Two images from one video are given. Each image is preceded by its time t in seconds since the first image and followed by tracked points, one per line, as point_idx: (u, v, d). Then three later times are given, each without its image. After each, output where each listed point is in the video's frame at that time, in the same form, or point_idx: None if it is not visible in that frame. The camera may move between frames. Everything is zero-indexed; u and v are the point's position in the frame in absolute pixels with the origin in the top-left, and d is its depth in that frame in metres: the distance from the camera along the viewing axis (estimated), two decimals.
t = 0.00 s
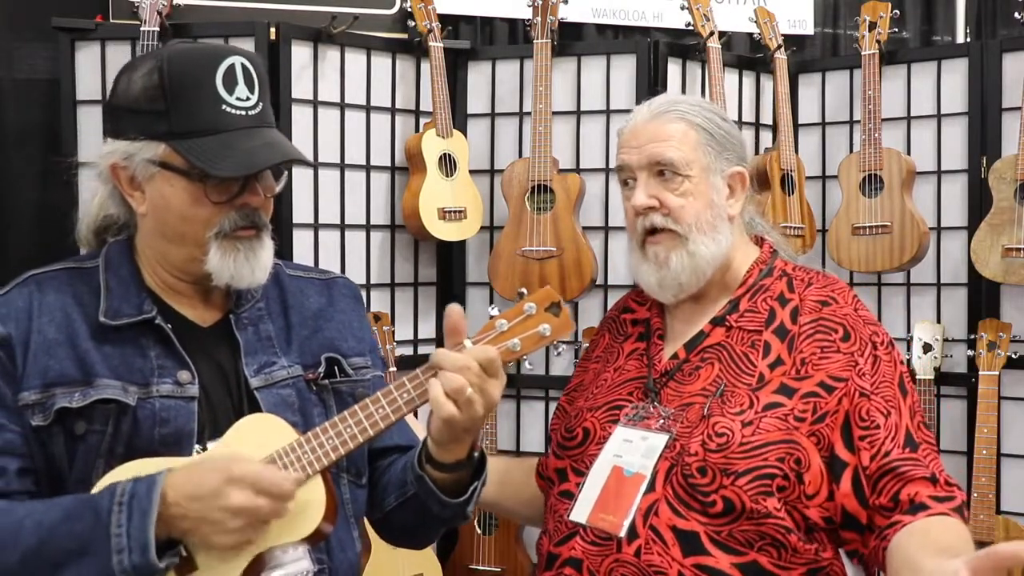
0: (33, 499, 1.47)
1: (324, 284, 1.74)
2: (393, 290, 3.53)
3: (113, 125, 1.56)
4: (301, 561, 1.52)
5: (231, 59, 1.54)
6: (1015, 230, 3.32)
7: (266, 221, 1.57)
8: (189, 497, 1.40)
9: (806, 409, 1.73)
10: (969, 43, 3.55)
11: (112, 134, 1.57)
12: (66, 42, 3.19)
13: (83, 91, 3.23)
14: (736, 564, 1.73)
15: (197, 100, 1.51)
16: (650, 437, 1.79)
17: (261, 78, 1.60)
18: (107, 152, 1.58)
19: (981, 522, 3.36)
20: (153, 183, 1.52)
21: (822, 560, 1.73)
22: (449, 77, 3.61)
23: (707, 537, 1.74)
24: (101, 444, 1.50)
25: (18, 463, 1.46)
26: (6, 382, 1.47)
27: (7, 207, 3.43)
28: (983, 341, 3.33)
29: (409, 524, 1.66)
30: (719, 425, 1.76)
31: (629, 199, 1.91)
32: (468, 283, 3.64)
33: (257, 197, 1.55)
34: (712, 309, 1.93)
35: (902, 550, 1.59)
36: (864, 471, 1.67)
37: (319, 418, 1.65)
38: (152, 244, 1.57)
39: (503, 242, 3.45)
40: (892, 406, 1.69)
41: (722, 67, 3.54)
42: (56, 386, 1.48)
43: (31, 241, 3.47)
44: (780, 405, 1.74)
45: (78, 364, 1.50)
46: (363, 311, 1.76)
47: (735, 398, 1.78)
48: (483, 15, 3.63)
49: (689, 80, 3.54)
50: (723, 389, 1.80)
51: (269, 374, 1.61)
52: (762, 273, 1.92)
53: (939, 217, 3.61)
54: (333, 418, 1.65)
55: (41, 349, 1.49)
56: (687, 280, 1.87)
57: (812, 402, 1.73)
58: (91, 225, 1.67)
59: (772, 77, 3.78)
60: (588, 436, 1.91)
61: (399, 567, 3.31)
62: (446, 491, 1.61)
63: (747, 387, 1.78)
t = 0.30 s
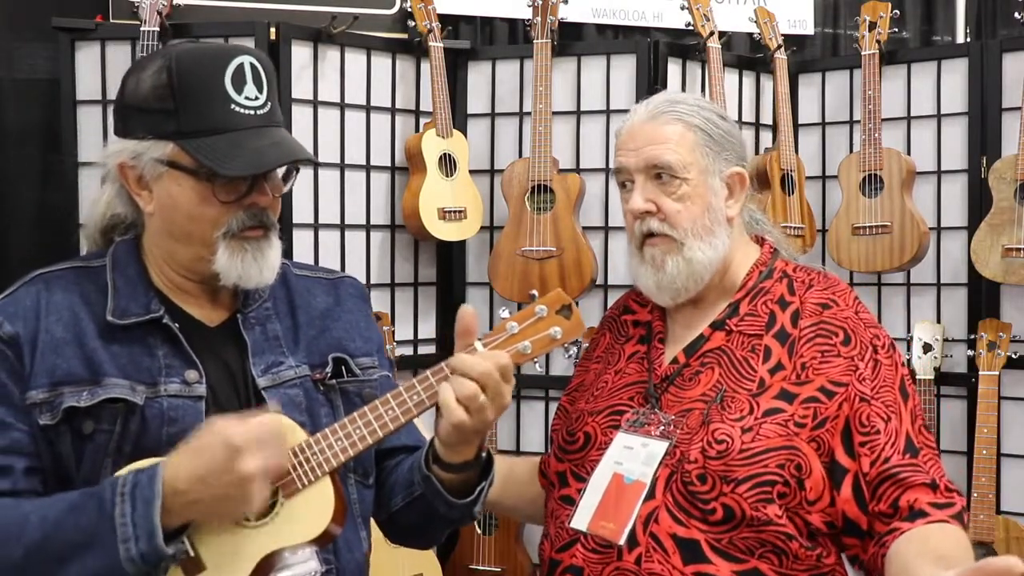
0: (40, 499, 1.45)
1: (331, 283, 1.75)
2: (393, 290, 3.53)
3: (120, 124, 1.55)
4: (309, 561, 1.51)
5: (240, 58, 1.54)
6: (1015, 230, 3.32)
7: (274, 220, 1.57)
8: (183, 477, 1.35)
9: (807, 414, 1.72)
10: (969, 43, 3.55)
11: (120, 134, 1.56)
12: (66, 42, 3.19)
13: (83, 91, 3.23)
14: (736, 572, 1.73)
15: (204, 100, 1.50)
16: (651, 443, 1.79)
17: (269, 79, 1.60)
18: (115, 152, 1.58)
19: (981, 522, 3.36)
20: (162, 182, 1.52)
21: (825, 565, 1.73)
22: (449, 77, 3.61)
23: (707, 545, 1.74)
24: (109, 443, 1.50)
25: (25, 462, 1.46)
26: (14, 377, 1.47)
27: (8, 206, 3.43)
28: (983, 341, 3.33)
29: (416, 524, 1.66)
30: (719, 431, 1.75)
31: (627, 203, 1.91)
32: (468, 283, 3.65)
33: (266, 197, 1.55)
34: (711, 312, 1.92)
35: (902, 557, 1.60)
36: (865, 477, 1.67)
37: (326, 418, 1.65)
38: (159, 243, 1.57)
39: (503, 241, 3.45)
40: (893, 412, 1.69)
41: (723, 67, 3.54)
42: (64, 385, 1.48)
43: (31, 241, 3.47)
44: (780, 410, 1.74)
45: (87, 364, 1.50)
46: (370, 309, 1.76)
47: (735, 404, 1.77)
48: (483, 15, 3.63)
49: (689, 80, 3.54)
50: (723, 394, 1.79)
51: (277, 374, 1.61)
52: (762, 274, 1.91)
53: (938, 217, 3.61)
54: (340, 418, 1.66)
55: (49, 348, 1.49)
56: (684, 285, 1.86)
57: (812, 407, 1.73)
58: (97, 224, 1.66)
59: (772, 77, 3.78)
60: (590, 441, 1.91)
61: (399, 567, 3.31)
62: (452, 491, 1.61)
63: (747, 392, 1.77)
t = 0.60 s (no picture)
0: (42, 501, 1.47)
1: (333, 282, 1.74)
2: (393, 290, 3.53)
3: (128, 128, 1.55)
4: (313, 562, 1.53)
5: (244, 49, 1.56)
6: (1015, 230, 3.32)
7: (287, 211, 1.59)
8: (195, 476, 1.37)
9: (809, 419, 1.72)
10: (969, 43, 3.55)
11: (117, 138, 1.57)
12: (66, 42, 3.19)
13: (83, 91, 3.23)
14: None
15: (213, 93, 1.51)
16: (653, 447, 1.78)
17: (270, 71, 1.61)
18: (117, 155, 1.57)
19: (981, 522, 3.36)
20: (179, 182, 1.52)
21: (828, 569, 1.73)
22: (449, 77, 3.61)
23: (709, 551, 1.74)
24: (111, 445, 1.50)
25: (27, 464, 1.46)
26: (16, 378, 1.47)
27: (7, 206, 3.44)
28: (983, 341, 3.33)
29: (421, 526, 1.66)
30: (720, 436, 1.75)
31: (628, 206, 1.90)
32: (468, 283, 3.65)
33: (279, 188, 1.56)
34: (714, 315, 1.91)
35: (902, 565, 1.62)
36: (867, 483, 1.68)
37: (328, 419, 1.65)
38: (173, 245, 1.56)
39: (503, 242, 3.45)
40: (895, 417, 1.69)
41: (723, 67, 3.54)
42: (65, 387, 1.48)
43: (31, 241, 3.47)
44: (782, 415, 1.73)
45: (88, 365, 1.50)
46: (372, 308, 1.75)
47: (737, 409, 1.77)
48: (483, 15, 3.63)
49: (689, 79, 3.54)
50: (726, 399, 1.79)
51: (278, 374, 1.61)
52: (765, 276, 1.90)
53: (939, 217, 3.61)
54: (342, 419, 1.65)
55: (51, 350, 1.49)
56: (685, 287, 1.86)
57: (814, 412, 1.72)
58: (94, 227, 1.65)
59: (772, 77, 3.79)
60: (592, 443, 1.91)
61: (399, 567, 3.31)
62: (457, 492, 1.61)
63: (750, 397, 1.77)
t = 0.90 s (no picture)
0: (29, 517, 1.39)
1: (305, 275, 1.69)
2: (393, 290, 3.53)
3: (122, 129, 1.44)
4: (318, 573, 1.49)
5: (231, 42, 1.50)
6: (1015, 230, 3.32)
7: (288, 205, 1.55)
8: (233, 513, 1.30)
9: (814, 422, 1.72)
10: (969, 43, 3.55)
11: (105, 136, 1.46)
12: (66, 42, 3.19)
13: (83, 91, 3.23)
14: None
15: (223, 87, 1.44)
16: (657, 449, 1.79)
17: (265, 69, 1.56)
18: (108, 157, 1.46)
19: (981, 522, 3.36)
20: (189, 179, 1.43)
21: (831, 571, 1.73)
22: (449, 77, 3.60)
23: (713, 553, 1.74)
24: (101, 456, 1.43)
25: (14, 478, 1.39)
26: None
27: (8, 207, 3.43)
28: (983, 341, 3.33)
29: (403, 522, 1.64)
30: (726, 438, 1.75)
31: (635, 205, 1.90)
32: (468, 283, 3.64)
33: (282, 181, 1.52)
34: (719, 316, 1.91)
35: None
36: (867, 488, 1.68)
37: (312, 417, 1.61)
38: (176, 247, 1.46)
39: (503, 242, 3.45)
40: (895, 420, 1.69)
41: (723, 67, 3.54)
42: (50, 397, 1.40)
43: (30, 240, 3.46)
44: (787, 417, 1.73)
45: (72, 374, 1.43)
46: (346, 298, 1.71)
47: (742, 410, 1.77)
48: (483, 15, 3.63)
49: (689, 79, 3.55)
50: (731, 400, 1.79)
51: (262, 375, 1.54)
52: (771, 277, 1.89)
53: (939, 217, 3.62)
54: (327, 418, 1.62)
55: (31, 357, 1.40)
56: (690, 288, 1.85)
57: (819, 414, 1.72)
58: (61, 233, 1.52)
59: (772, 77, 3.79)
60: (597, 443, 1.91)
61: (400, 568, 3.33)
62: (443, 489, 1.60)
63: (755, 397, 1.77)
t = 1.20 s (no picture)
0: None
1: (229, 265, 1.54)
2: (393, 290, 3.53)
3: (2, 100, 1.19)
4: None
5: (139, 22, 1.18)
6: (1015, 231, 3.31)
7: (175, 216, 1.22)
8: (233, 516, 1.16)
9: (818, 425, 1.71)
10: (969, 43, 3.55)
11: None
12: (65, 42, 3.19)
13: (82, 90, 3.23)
14: None
15: (94, 64, 1.14)
16: (655, 450, 1.78)
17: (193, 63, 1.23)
18: None
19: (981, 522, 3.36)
20: (45, 161, 1.15)
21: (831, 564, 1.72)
22: (449, 77, 3.60)
23: (713, 554, 1.72)
24: (62, 473, 1.24)
25: None
26: None
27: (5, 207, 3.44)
28: (983, 341, 3.33)
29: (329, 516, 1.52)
30: (729, 440, 1.73)
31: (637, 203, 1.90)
32: (468, 282, 3.64)
33: (172, 194, 1.20)
34: (717, 317, 1.90)
35: None
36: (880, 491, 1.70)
37: (265, 413, 1.49)
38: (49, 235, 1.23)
39: (503, 242, 3.45)
40: (907, 424, 1.70)
41: (722, 67, 3.54)
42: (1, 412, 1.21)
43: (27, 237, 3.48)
44: (789, 418, 1.72)
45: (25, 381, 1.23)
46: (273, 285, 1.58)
47: (743, 412, 1.75)
48: (484, 15, 3.63)
49: (689, 79, 3.55)
50: (731, 403, 1.78)
51: (213, 374, 1.40)
52: (770, 277, 1.88)
53: (938, 217, 3.61)
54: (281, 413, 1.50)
55: None
56: (687, 288, 1.85)
57: (823, 418, 1.71)
58: None
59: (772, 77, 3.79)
60: (597, 445, 1.91)
61: (401, 568, 3.34)
62: (371, 482, 1.49)
63: (756, 400, 1.76)
